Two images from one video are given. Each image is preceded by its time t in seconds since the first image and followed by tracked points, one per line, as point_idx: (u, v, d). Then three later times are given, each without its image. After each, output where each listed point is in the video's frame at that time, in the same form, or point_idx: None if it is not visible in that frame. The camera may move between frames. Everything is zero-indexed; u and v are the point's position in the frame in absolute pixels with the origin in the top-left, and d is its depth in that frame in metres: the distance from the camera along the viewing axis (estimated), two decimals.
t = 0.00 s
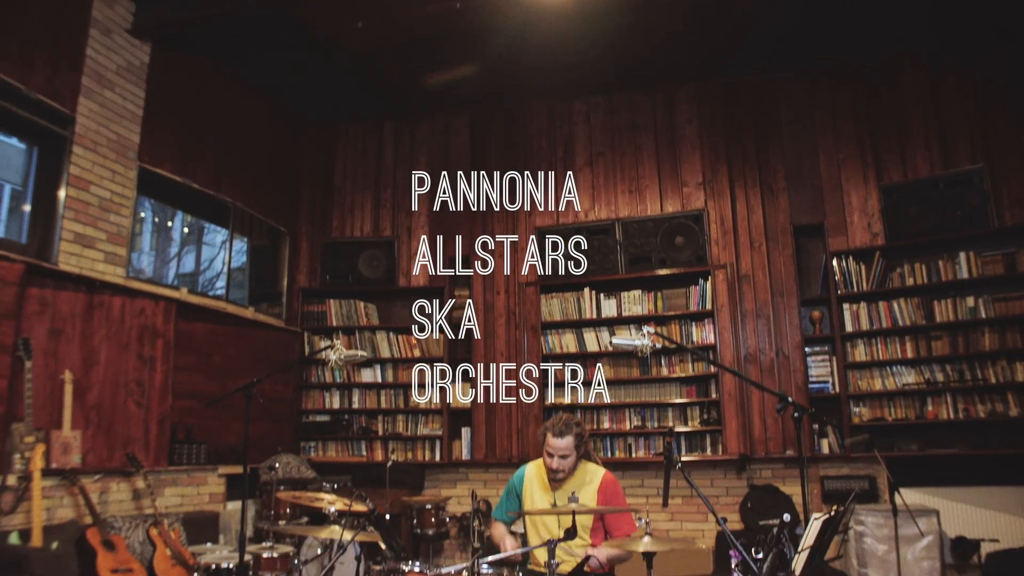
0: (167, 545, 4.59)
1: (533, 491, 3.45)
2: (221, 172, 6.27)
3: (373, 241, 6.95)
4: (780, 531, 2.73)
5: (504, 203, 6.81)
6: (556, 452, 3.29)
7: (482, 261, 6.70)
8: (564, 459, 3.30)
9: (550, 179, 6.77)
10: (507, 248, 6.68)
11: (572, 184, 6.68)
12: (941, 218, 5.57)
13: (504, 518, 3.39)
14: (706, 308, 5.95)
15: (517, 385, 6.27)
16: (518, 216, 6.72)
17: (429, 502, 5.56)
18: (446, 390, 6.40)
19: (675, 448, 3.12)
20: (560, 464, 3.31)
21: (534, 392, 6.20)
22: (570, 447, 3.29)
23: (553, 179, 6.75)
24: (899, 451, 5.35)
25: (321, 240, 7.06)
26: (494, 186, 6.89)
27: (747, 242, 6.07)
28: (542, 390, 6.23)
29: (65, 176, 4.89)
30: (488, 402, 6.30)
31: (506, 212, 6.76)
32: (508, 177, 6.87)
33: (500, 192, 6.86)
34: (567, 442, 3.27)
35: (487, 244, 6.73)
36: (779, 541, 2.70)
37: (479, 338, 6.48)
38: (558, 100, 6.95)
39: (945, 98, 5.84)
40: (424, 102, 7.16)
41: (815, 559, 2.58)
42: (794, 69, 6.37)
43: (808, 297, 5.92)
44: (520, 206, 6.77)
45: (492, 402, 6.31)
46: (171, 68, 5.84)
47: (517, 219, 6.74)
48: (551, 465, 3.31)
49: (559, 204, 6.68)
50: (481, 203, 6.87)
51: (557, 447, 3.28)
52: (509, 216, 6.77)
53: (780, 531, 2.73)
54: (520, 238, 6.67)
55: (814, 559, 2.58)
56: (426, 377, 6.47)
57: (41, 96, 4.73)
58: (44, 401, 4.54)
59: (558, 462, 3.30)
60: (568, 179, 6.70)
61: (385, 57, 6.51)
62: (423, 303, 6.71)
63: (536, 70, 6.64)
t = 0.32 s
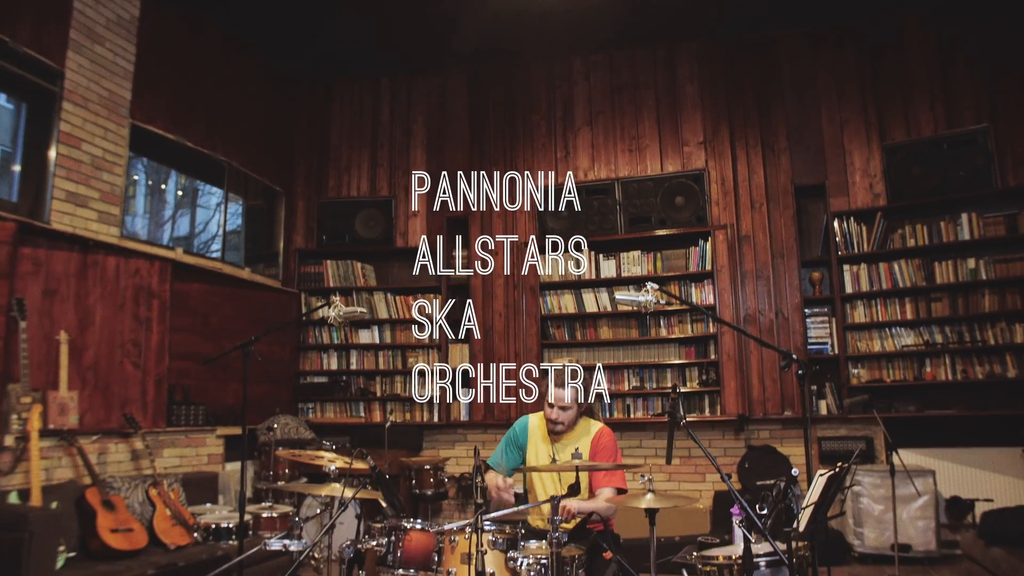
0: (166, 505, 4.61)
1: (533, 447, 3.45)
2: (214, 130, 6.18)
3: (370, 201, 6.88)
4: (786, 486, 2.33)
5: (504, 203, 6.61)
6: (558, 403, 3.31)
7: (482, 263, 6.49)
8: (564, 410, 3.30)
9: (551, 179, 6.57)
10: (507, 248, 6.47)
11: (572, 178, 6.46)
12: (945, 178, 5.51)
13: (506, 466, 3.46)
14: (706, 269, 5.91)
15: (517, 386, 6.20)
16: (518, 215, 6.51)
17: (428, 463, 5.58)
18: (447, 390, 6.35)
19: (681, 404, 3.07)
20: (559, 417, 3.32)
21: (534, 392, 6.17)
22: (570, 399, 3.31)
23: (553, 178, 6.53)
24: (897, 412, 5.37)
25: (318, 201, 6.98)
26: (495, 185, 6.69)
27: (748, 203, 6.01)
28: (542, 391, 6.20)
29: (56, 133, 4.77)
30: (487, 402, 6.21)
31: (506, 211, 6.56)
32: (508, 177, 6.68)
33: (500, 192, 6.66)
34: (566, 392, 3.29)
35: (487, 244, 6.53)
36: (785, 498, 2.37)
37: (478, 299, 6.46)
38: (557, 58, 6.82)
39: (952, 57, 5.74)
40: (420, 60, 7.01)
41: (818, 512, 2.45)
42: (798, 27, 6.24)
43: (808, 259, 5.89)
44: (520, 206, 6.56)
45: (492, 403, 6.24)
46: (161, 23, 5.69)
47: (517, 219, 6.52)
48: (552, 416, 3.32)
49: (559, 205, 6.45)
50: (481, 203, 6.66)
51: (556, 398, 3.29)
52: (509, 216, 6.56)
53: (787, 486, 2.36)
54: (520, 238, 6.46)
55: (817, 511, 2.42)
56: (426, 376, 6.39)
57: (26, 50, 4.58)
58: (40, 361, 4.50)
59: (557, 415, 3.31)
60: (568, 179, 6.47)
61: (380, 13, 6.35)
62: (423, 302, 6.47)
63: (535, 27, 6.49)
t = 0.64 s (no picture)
0: (162, 478, 4.57)
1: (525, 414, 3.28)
2: (206, 99, 6.09)
3: (366, 172, 6.79)
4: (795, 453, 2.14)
5: (504, 203, 6.48)
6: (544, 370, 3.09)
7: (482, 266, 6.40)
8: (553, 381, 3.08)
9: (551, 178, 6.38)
10: (507, 249, 6.37)
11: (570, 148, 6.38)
12: (947, 149, 5.45)
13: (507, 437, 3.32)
14: (705, 241, 5.85)
15: (517, 385, 6.13)
16: (518, 215, 6.37)
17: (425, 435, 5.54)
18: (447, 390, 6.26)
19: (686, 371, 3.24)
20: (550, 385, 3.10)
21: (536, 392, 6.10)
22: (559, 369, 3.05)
23: (553, 178, 6.34)
24: (896, 384, 5.36)
25: (313, 171, 6.90)
26: (495, 185, 6.57)
27: (748, 174, 5.94)
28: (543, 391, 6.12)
29: (45, 100, 4.66)
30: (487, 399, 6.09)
31: (505, 211, 6.43)
32: (508, 177, 6.56)
33: (500, 192, 6.54)
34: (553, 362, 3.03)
35: (487, 244, 6.42)
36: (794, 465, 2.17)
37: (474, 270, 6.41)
38: (555, 26, 6.68)
39: (957, 25, 5.64)
40: (415, 28, 6.87)
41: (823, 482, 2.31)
42: None
43: (808, 231, 5.85)
44: (520, 207, 6.44)
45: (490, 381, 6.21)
46: None
47: (517, 218, 6.39)
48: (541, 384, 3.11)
49: (559, 204, 6.29)
50: (481, 202, 6.54)
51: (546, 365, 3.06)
52: (508, 216, 6.43)
53: (796, 452, 2.17)
54: (520, 238, 6.33)
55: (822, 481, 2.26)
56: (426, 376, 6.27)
57: (14, 14, 4.43)
58: (32, 333, 4.45)
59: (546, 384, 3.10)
60: (568, 179, 6.28)
61: None
62: (422, 302, 6.34)
63: None
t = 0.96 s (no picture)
0: (156, 456, 4.53)
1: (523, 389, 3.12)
2: (197, 74, 5.98)
3: (361, 148, 6.70)
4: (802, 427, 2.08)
5: (504, 204, 6.34)
6: (542, 345, 2.97)
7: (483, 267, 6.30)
8: (553, 354, 2.95)
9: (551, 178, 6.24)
10: (507, 249, 6.24)
11: (567, 124, 6.29)
12: (948, 126, 5.39)
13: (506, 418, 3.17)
14: (704, 219, 5.81)
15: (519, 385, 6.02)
16: (518, 217, 6.25)
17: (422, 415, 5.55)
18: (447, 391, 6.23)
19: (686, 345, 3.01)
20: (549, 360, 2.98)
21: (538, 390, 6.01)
22: (558, 343, 2.94)
23: (553, 178, 6.20)
24: (895, 363, 5.34)
25: (307, 148, 6.81)
26: (495, 185, 6.44)
27: (748, 151, 5.87)
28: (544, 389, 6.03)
29: (31, 73, 4.55)
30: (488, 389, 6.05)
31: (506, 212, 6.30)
32: (508, 177, 6.40)
33: (500, 192, 6.40)
34: (552, 334, 2.93)
35: (487, 244, 6.32)
36: (800, 438, 2.11)
37: (470, 248, 6.35)
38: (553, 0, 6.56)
39: None
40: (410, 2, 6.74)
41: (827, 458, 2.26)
42: None
43: (807, 209, 5.80)
44: (520, 207, 6.28)
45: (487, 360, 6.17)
46: None
47: (516, 219, 6.28)
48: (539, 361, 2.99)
49: (559, 204, 6.15)
50: (480, 203, 6.41)
51: (544, 340, 2.95)
52: (509, 217, 6.31)
53: (803, 425, 2.10)
54: (520, 238, 6.22)
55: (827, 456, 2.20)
56: (425, 376, 6.21)
57: None
58: (22, 311, 4.38)
59: (544, 359, 2.97)
60: (568, 179, 6.09)
61: None
62: (422, 302, 6.29)
63: None
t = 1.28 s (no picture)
0: (147, 436, 4.47)
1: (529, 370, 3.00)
2: (186, 48, 5.86)
3: (355, 125, 6.59)
4: (809, 400, 2.01)
5: (504, 204, 6.21)
6: (551, 322, 2.87)
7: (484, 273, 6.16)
8: (562, 330, 2.87)
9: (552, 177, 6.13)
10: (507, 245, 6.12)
11: (564, 101, 6.19)
12: (951, 103, 5.30)
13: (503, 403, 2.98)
14: (701, 197, 5.78)
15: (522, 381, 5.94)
16: (517, 217, 6.14)
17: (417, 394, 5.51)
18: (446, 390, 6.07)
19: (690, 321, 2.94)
20: (559, 337, 2.89)
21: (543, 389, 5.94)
22: (567, 317, 2.87)
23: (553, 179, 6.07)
24: (894, 342, 5.30)
25: (300, 125, 6.71)
26: (495, 185, 6.27)
27: (747, 128, 5.79)
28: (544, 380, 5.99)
29: (14, 44, 4.43)
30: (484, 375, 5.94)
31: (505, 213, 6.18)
32: (508, 177, 6.23)
33: (500, 192, 6.25)
34: (562, 310, 2.86)
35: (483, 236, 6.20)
36: (808, 412, 2.05)
37: (465, 227, 6.28)
38: None
39: None
40: None
41: (832, 432, 2.20)
42: None
43: (806, 187, 5.74)
44: (520, 207, 6.16)
45: (484, 339, 6.11)
46: None
47: (513, 220, 6.17)
48: (548, 340, 2.89)
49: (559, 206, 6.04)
50: (480, 203, 6.26)
51: (554, 315, 2.86)
52: (508, 215, 6.19)
53: (810, 399, 2.04)
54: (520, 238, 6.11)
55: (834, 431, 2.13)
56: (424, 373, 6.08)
57: None
58: (11, 289, 4.31)
59: (554, 336, 2.87)
60: (568, 179, 5.88)
61: None
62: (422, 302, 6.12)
63: None
